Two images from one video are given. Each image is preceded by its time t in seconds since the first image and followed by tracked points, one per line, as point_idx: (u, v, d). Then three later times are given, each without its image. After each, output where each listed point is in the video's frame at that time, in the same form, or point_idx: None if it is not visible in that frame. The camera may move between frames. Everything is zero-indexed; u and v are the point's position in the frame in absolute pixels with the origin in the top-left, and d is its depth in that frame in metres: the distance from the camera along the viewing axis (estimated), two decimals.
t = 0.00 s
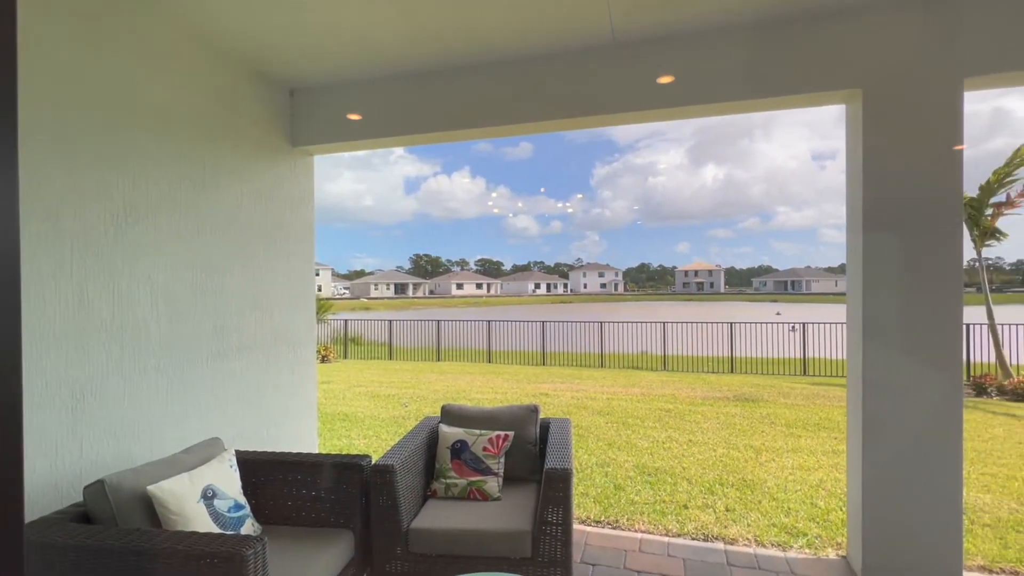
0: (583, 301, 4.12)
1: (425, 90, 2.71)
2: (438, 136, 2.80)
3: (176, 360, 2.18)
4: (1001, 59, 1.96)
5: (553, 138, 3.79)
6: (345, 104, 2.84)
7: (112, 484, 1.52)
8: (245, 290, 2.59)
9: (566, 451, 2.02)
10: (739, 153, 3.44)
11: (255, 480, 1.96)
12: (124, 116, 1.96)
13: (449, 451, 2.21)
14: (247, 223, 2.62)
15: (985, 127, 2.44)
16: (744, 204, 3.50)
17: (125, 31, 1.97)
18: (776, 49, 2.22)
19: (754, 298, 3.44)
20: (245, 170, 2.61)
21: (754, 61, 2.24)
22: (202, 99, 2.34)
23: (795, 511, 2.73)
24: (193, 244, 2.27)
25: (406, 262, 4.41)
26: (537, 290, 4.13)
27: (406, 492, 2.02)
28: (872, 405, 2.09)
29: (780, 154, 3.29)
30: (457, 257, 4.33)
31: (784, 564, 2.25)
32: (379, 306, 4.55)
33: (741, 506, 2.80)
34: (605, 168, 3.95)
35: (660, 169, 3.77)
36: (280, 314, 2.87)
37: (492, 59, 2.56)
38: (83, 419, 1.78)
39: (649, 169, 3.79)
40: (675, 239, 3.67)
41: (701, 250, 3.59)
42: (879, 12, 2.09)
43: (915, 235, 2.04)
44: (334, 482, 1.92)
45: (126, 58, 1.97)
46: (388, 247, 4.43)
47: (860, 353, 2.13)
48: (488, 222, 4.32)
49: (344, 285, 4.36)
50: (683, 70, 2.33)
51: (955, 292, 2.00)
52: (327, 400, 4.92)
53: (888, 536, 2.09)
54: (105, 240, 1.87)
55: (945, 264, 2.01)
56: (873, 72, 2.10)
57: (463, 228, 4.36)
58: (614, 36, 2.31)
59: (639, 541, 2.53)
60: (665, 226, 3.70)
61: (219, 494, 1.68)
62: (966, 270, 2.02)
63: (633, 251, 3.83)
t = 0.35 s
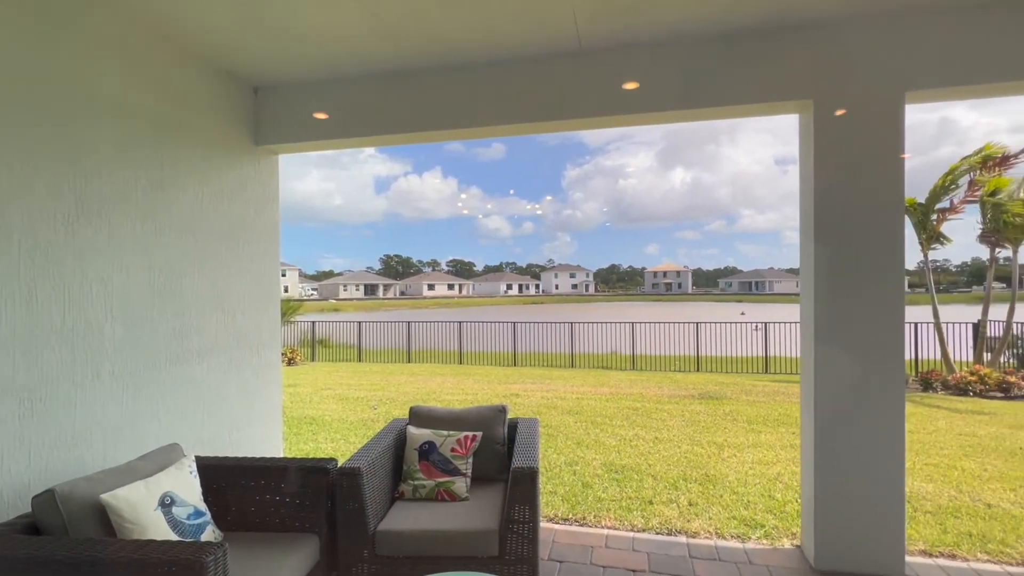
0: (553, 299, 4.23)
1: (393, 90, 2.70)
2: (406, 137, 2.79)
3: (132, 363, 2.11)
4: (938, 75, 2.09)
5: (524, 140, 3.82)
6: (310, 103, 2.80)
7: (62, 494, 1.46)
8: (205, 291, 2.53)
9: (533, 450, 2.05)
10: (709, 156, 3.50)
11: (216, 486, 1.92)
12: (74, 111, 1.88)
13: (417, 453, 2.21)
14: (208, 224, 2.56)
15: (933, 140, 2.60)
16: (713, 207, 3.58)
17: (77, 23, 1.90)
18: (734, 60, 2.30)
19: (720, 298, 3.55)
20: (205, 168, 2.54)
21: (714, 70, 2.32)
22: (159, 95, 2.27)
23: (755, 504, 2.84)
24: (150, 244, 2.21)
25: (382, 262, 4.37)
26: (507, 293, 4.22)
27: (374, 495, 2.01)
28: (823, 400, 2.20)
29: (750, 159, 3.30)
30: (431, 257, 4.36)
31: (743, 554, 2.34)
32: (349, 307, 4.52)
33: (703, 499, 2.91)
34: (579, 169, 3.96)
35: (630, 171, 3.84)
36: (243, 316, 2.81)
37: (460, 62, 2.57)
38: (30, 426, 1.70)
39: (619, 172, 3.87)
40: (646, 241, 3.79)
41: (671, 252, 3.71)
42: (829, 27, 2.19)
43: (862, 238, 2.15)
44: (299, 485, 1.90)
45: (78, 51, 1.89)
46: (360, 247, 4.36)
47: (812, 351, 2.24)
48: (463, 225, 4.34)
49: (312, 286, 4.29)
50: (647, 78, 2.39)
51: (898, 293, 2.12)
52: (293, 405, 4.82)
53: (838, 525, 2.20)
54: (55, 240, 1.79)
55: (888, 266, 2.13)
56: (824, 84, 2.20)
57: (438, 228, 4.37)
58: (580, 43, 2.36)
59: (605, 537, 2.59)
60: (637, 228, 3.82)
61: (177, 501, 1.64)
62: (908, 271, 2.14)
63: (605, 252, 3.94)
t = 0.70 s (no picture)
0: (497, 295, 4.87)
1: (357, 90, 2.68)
2: (371, 138, 2.77)
3: (80, 367, 2.03)
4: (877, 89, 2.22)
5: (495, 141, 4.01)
6: (272, 101, 2.76)
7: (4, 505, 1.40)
8: (160, 292, 2.46)
9: (496, 449, 2.08)
10: (674, 160, 3.66)
11: (172, 493, 1.87)
12: (17, 104, 1.80)
13: (381, 455, 2.20)
14: (164, 223, 2.48)
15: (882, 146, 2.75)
16: (678, 210, 3.70)
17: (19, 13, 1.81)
18: (691, 69, 2.38)
19: (686, 298, 3.63)
20: (159, 166, 2.46)
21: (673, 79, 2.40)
22: (111, 89, 2.19)
23: (713, 497, 2.94)
24: (101, 243, 2.13)
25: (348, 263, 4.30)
26: (477, 294, 4.22)
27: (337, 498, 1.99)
28: (773, 396, 2.30)
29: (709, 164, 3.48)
30: (400, 257, 4.34)
31: (700, 546, 2.43)
32: (314, 307, 4.51)
33: (665, 496, 2.96)
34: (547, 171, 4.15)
35: (599, 173, 3.98)
36: (200, 318, 2.74)
37: (425, 64, 2.57)
38: None
39: (588, 172, 4.02)
40: (615, 242, 3.85)
41: (639, 253, 3.76)
42: (779, 40, 2.30)
43: (809, 242, 2.27)
44: (260, 490, 1.87)
45: (21, 42, 1.81)
46: (325, 248, 4.30)
47: (763, 350, 2.34)
48: (434, 226, 4.34)
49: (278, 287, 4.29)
50: (609, 85, 2.45)
51: (842, 293, 2.24)
52: (256, 410, 4.69)
53: (788, 515, 2.31)
54: None
55: (834, 269, 2.24)
56: (775, 95, 2.31)
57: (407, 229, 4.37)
58: (543, 48, 2.40)
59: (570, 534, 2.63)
60: (605, 228, 3.90)
61: (129, 510, 1.60)
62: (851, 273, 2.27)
63: (576, 254, 3.96)
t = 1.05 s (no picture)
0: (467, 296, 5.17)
1: (309, 88, 2.63)
2: (325, 137, 2.73)
3: (5, 373, 1.92)
4: (813, 99, 2.35)
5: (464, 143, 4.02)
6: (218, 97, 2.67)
7: None
8: (97, 293, 2.34)
9: (451, 449, 2.09)
10: (637, 163, 3.78)
11: (107, 501, 1.79)
12: None
13: (334, 458, 2.17)
14: (101, 221, 2.37)
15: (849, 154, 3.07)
16: (640, 214, 3.99)
17: None
18: (640, 76, 2.46)
19: (650, 297, 3.76)
20: (94, 161, 2.35)
21: (624, 85, 2.46)
22: (42, 80, 2.08)
23: (665, 492, 3.03)
24: (31, 243, 2.02)
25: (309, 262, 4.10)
26: (445, 295, 4.07)
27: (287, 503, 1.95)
28: (719, 393, 2.40)
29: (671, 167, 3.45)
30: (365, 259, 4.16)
31: (652, 539, 2.50)
32: (274, 308, 4.16)
33: (620, 491, 3.04)
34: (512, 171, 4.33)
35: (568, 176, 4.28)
36: (141, 320, 2.62)
37: (379, 63, 2.55)
38: None
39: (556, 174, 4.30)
40: (581, 243, 4.08)
41: (604, 253, 3.99)
42: (723, 51, 2.40)
43: (751, 245, 2.38)
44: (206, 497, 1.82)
45: None
46: (286, 248, 4.08)
47: (710, 349, 2.43)
48: (398, 225, 4.21)
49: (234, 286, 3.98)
50: (562, 89, 2.49)
51: (782, 293, 2.35)
52: (207, 415, 4.53)
53: (733, 506, 2.41)
54: None
55: (774, 271, 2.36)
56: (719, 103, 2.41)
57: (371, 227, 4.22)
58: (498, 51, 2.42)
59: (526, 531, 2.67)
60: (570, 230, 4.14)
61: (58, 521, 1.52)
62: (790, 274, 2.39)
63: (540, 254, 4.11)
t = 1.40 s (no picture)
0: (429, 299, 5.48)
1: (259, 82, 2.55)
2: (276, 133, 2.65)
3: None
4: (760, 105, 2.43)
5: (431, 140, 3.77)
6: (162, 89, 2.56)
7: None
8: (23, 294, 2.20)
9: (402, 452, 2.06)
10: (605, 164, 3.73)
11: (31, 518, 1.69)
12: None
13: (282, 463, 2.11)
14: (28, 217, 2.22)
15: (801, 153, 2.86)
16: (607, 213, 3.81)
17: None
18: (595, 78, 2.49)
19: (616, 297, 3.71)
20: (17, 153, 2.20)
21: (579, 88, 2.49)
22: None
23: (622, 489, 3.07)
24: None
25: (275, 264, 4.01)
26: (412, 296, 4.05)
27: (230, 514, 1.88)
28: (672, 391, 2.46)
29: (636, 170, 3.39)
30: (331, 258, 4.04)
31: (607, 536, 2.54)
32: (231, 311, 4.09)
33: (578, 489, 3.08)
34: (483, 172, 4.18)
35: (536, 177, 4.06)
36: (74, 322, 2.47)
37: (332, 59, 2.49)
38: None
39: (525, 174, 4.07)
40: (548, 246, 3.99)
41: (572, 254, 3.87)
42: (675, 56, 2.45)
43: (702, 246, 2.44)
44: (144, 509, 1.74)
45: None
46: (248, 246, 3.94)
47: (664, 348, 2.49)
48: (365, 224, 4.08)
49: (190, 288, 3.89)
50: (518, 91, 2.50)
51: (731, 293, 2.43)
52: (154, 422, 4.10)
53: (685, 501, 2.47)
54: None
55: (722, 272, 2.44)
56: (671, 107, 2.46)
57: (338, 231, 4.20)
58: (454, 50, 2.41)
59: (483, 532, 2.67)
60: (535, 232, 4.05)
61: None
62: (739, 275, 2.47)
63: (507, 254, 4.04)
